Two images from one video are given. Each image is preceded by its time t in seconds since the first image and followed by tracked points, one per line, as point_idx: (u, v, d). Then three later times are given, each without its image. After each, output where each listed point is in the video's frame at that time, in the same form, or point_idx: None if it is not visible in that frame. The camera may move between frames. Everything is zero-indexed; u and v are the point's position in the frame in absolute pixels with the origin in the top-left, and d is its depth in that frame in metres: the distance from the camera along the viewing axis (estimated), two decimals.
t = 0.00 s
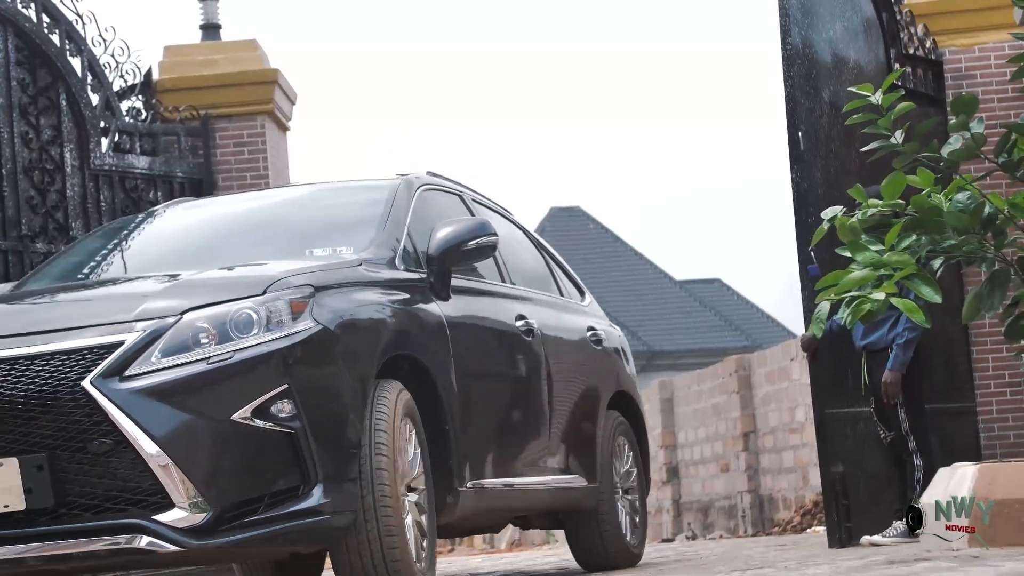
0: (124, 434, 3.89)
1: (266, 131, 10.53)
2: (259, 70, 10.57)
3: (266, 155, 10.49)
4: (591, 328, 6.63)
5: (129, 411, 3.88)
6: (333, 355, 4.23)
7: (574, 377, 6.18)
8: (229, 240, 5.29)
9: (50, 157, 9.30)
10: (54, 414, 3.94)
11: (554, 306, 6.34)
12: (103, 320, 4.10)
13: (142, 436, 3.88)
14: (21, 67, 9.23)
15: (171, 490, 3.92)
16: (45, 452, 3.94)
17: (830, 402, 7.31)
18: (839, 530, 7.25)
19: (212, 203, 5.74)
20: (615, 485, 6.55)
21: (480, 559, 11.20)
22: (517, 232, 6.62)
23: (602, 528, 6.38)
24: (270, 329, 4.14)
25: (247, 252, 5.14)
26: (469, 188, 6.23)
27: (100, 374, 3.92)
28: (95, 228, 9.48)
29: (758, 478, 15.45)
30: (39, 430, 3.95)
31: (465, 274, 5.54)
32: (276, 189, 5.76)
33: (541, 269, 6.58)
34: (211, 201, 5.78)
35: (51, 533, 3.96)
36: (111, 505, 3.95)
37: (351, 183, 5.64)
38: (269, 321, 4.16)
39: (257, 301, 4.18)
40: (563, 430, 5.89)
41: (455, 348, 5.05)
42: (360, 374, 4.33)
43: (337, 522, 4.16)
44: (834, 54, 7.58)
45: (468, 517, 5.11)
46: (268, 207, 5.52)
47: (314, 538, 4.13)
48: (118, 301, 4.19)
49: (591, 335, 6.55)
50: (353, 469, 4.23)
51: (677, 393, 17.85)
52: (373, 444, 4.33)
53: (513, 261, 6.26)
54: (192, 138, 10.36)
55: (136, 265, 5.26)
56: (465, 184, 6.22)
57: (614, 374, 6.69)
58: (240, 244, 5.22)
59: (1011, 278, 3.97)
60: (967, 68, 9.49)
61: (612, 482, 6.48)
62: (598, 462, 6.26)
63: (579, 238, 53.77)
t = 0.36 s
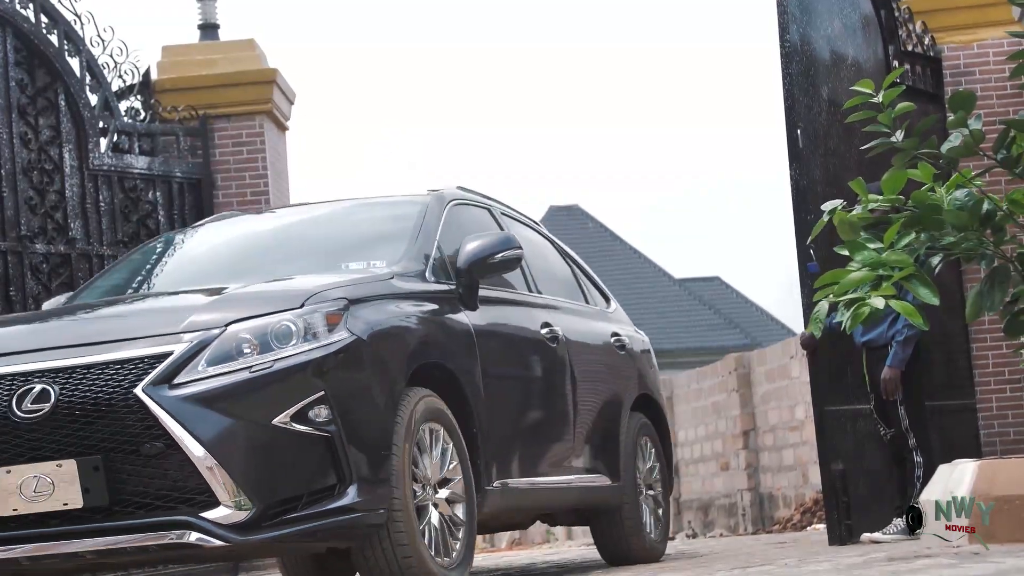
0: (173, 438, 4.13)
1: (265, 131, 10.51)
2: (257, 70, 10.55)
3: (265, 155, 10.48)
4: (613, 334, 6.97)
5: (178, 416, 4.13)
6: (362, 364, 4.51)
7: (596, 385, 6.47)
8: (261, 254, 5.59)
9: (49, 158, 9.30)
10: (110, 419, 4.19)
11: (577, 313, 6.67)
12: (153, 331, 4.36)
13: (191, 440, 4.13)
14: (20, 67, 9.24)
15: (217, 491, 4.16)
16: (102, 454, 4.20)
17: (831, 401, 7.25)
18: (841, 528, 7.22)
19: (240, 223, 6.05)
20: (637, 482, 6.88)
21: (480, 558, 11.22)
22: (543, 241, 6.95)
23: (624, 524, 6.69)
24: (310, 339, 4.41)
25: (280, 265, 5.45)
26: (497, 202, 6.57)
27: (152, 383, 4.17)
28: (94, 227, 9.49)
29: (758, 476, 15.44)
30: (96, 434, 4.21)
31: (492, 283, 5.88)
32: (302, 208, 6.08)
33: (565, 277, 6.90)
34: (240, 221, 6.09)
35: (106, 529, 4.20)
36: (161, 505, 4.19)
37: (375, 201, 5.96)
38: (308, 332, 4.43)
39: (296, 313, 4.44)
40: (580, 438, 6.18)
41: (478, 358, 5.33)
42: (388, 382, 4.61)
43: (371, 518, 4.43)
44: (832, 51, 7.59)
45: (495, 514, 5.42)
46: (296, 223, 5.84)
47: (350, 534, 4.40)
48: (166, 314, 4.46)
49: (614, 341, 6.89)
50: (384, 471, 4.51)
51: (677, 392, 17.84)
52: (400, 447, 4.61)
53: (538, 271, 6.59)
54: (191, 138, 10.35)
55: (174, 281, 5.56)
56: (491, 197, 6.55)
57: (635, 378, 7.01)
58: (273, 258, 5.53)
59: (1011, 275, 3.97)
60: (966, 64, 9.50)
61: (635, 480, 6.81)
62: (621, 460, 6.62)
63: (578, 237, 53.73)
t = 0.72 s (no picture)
0: (240, 446, 4.50)
1: (263, 131, 10.51)
2: (255, 69, 10.54)
3: (264, 155, 10.47)
4: (637, 336, 7.13)
5: (245, 424, 4.49)
6: (415, 374, 4.84)
7: (621, 391, 6.67)
8: (296, 265, 5.88)
9: (48, 159, 9.30)
10: (180, 427, 4.55)
11: (605, 317, 6.90)
12: (216, 343, 4.69)
13: (257, 447, 4.48)
14: (18, 68, 9.23)
15: (281, 495, 4.52)
16: (172, 459, 4.55)
17: (831, 397, 7.28)
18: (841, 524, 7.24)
19: (276, 233, 6.32)
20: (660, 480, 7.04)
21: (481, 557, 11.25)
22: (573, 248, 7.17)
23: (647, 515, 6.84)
24: (366, 352, 4.75)
25: (316, 276, 5.74)
26: (530, 211, 6.78)
27: (220, 393, 4.53)
28: (93, 228, 9.49)
29: (758, 473, 15.45)
30: (167, 441, 4.56)
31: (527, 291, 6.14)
32: (326, 218, 6.36)
33: (590, 282, 7.10)
34: (266, 233, 6.37)
35: (175, 530, 4.55)
36: (229, 508, 4.55)
37: (396, 211, 6.25)
38: (364, 345, 4.77)
39: (352, 327, 4.78)
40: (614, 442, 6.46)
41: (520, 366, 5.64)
42: (439, 390, 4.94)
43: (424, 520, 4.75)
44: (831, 49, 7.60)
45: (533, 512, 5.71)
46: (323, 233, 6.13)
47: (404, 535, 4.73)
48: (229, 326, 4.79)
49: (639, 343, 7.06)
50: (435, 476, 4.83)
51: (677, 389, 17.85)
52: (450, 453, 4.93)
53: (567, 277, 6.81)
54: (189, 138, 10.33)
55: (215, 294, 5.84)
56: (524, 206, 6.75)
57: (659, 378, 7.20)
58: (308, 269, 5.82)
59: (1011, 269, 3.96)
60: (965, 60, 9.50)
61: (657, 477, 6.97)
62: (644, 457, 6.79)
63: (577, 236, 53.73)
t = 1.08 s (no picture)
0: (312, 446, 4.90)
1: (262, 130, 10.50)
2: (254, 68, 10.54)
3: (262, 154, 10.45)
4: (659, 335, 7.43)
5: (318, 425, 4.89)
6: (472, 378, 5.24)
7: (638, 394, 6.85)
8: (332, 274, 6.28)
9: (47, 159, 9.30)
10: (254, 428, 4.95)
11: (631, 318, 7.23)
12: (284, 348, 5.09)
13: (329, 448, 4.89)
14: (17, 69, 9.22)
15: (351, 492, 4.92)
16: (247, 459, 4.95)
17: (831, 392, 7.30)
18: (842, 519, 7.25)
19: (322, 241, 6.68)
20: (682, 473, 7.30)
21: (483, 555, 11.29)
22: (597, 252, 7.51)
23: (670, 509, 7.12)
24: (427, 356, 5.15)
25: (352, 284, 6.14)
26: (560, 216, 7.21)
27: (292, 396, 4.94)
28: (93, 227, 9.49)
29: (759, 469, 15.46)
30: (241, 442, 4.96)
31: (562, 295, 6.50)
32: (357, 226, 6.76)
33: (613, 284, 7.39)
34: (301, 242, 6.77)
35: (251, 525, 4.95)
36: (303, 505, 4.95)
37: (424, 219, 6.64)
38: (425, 349, 5.17)
39: (414, 332, 5.18)
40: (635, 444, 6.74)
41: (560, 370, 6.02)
42: (495, 393, 5.34)
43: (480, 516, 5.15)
44: (830, 42, 7.59)
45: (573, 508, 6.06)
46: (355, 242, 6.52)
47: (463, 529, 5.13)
48: (296, 333, 5.18)
49: (660, 342, 7.36)
50: (492, 473, 5.24)
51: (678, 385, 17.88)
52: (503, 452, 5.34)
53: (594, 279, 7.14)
54: (188, 138, 10.33)
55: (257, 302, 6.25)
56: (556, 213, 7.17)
57: (681, 376, 7.50)
58: (344, 276, 6.23)
59: (1012, 262, 3.97)
60: (964, 53, 9.48)
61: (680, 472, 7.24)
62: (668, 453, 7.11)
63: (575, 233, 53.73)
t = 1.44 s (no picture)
0: (392, 438, 5.21)
1: (262, 125, 10.50)
2: (255, 63, 10.55)
3: (263, 149, 10.46)
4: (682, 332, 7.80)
5: (398, 418, 5.21)
6: (538, 376, 5.57)
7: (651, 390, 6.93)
8: (374, 275, 6.64)
9: (47, 155, 9.29)
10: (335, 422, 5.27)
11: (659, 316, 7.58)
12: (361, 346, 5.41)
13: (407, 439, 5.21)
14: (17, 65, 9.20)
15: (429, 482, 5.23)
16: (330, 452, 5.26)
17: (833, 383, 7.28)
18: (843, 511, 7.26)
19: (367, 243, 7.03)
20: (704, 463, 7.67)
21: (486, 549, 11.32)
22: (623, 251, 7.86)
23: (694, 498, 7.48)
24: (496, 354, 5.49)
25: (394, 283, 6.51)
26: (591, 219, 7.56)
27: (373, 392, 5.26)
28: (94, 223, 9.47)
29: (761, 462, 15.48)
30: (324, 436, 5.27)
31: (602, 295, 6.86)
32: (390, 228, 7.13)
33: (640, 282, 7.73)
34: (336, 245, 7.14)
35: (334, 515, 5.24)
36: (382, 496, 5.26)
37: (455, 220, 7.02)
38: (495, 347, 5.51)
39: (483, 332, 5.53)
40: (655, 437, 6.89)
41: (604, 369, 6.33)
42: (557, 391, 5.66)
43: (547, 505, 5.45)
44: (830, 34, 7.58)
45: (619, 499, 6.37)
46: (390, 244, 6.89)
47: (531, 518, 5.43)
48: (370, 331, 5.51)
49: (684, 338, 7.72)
50: (557, 464, 5.56)
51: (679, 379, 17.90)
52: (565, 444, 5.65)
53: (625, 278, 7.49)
54: (188, 133, 10.33)
55: (303, 304, 6.61)
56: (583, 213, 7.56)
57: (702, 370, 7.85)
58: (389, 276, 6.59)
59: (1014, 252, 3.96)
60: (965, 44, 9.47)
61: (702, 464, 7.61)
62: (694, 445, 7.45)
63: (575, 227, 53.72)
